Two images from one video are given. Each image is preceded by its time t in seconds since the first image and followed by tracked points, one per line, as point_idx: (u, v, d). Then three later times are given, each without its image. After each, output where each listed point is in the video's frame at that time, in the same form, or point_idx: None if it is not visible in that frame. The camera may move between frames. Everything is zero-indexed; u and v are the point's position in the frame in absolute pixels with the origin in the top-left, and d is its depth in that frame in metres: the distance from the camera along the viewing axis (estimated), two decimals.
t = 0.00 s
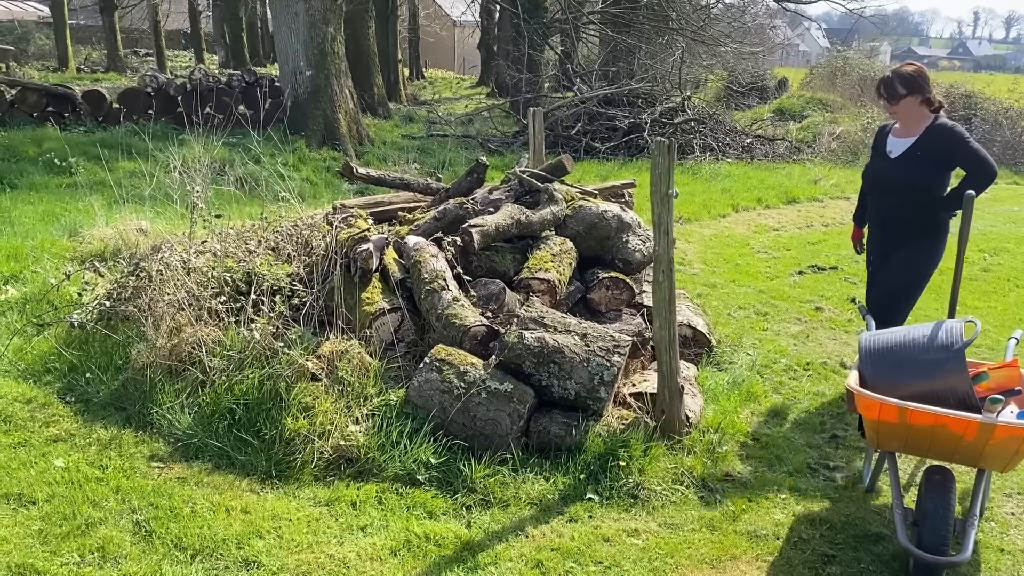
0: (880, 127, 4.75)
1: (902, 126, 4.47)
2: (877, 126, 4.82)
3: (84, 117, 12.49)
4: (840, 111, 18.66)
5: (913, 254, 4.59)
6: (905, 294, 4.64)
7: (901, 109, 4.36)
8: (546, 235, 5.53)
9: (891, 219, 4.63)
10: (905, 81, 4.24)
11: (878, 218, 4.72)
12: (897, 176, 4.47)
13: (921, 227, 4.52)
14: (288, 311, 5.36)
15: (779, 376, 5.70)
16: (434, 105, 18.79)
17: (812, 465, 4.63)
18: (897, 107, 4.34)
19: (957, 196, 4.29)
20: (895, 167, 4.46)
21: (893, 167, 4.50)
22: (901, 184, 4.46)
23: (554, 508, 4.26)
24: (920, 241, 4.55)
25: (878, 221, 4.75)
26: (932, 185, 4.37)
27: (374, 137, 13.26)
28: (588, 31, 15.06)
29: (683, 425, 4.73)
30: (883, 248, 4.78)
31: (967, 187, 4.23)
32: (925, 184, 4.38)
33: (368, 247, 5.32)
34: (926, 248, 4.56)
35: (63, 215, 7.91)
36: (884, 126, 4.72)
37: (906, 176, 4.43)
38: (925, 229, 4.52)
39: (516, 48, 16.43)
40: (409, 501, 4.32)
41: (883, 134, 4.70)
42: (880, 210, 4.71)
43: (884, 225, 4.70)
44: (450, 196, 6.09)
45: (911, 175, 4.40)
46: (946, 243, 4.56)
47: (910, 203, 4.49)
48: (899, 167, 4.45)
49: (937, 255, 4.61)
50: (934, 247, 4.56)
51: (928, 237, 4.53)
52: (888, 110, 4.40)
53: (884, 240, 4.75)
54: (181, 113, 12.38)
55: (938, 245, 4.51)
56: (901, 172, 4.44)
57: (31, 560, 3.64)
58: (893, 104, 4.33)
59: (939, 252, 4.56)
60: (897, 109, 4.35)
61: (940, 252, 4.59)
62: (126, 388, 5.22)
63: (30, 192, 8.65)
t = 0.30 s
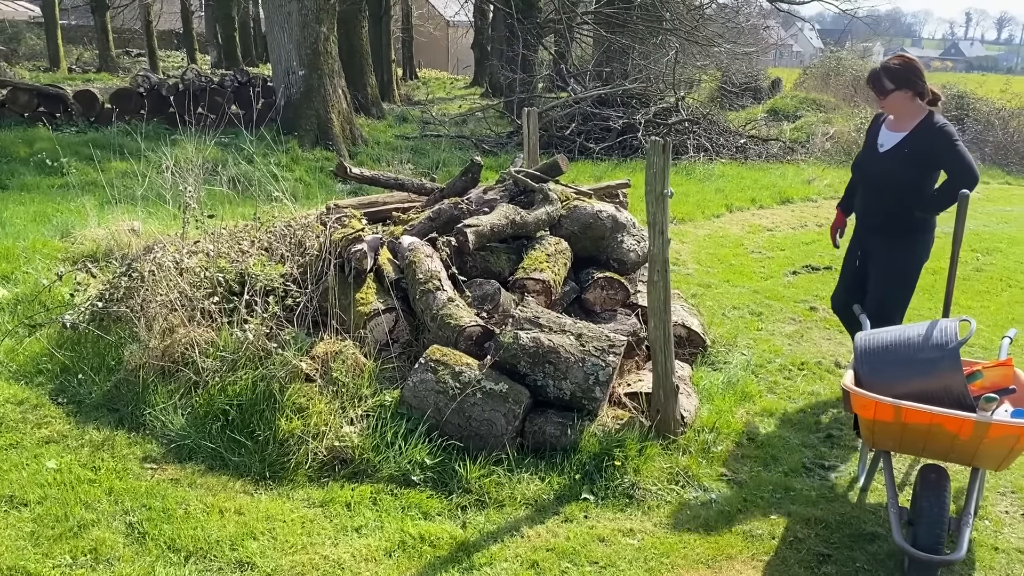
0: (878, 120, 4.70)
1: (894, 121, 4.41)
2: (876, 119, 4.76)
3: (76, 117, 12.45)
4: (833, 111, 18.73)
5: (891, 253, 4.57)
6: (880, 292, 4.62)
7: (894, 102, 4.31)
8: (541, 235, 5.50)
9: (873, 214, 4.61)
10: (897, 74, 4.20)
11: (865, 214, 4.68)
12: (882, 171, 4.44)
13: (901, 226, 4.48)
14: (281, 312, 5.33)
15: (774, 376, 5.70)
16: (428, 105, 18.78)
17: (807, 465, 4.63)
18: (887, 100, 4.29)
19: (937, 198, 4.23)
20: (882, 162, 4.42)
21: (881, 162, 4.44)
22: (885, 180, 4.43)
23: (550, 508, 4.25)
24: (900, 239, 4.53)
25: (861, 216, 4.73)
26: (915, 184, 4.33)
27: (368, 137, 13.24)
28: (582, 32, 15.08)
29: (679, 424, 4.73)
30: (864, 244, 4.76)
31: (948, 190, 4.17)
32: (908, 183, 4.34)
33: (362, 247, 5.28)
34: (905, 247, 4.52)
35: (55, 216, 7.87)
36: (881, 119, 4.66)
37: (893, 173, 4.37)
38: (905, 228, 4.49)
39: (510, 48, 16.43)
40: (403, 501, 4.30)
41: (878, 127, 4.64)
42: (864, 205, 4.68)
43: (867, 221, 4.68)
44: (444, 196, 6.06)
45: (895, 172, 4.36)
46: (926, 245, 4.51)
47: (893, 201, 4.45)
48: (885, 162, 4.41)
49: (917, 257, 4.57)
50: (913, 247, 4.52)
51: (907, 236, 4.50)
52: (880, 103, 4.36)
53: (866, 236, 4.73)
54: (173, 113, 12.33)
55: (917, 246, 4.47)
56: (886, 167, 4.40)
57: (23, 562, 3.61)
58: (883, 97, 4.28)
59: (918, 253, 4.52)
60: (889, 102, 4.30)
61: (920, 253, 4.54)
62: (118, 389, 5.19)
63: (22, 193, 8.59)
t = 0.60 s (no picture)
0: (844, 122, 4.73)
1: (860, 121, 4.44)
2: (842, 121, 4.80)
3: (58, 117, 12.34)
4: (817, 111, 18.86)
5: (859, 254, 4.58)
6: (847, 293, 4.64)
7: (860, 102, 4.34)
8: (525, 234, 5.47)
9: (839, 216, 4.62)
10: (864, 73, 4.23)
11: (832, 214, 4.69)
12: (849, 171, 4.46)
13: (868, 227, 4.50)
14: (263, 311, 5.30)
15: (756, 373, 5.72)
16: (414, 105, 18.77)
17: (789, 462, 4.64)
18: (853, 99, 4.33)
19: (903, 199, 4.25)
20: (849, 161, 4.44)
21: (847, 162, 4.47)
22: (852, 181, 4.45)
23: (532, 506, 4.25)
24: (867, 240, 4.54)
25: (828, 218, 4.74)
26: (881, 185, 4.35)
27: (353, 137, 13.22)
28: (567, 32, 15.11)
29: (661, 422, 4.73)
30: (830, 246, 4.78)
31: (913, 192, 4.20)
32: (875, 184, 4.36)
33: (344, 245, 5.29)
34: (872, 249, 4.54)
35: (36, 216, 7.81)
36: (847, 121, 4.70)
37: (859, 172, 4.39)
38: (871, 229, 4.50)
39: (496, 48, 16.44)
40: (386, 500, 4.29)
41: (845, 128, 4.67)
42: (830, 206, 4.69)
43: (834, 222, 4.69)
44: (428, 195, 6.03)
45: (861, 172, 4.39)
46: (891, 246, 4.53)
47: (860, 202, 4.47)
48: (851, 163, 4.43)
49: (884, 258, 4.59)
50: (880, 248, 4.54)
51: (873, 238, 4.52)
52: (847, 102, 4.39)
53: (832, 238, 4.74)
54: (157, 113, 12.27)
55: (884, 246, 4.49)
56: (852, 168, 4.43)
57: None
58: (849, 95, 4.32)
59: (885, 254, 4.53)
60: (855, 101, 4.33)
61: (887, 255, 4.56)
62: (99, 389, 5.15)
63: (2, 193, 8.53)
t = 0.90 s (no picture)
0: (786, 124, 4.75)
1: (802, 122, 4.46)
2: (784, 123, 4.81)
3: (31, 121, 12.19)
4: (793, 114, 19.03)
5: (812, 255, 4.58)
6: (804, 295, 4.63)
7: (800, 102, 4.36)
8: (504, 238, 5.45)
9: (789, 219, 4.62)
10: (803, 73, 4.25)
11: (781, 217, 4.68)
12: (796, 173, 4.46)
13: (819, 228, 4.50)
14: (239, 317, 5.25)
15: (733, 375, 5.74)
16: (393, 108, 18.72)
17: (767, 463, 4.65)
18: (794, 99, 4.34)
19: (852, 196, 4.27)
20: (795, 163, 4.45)
21: (793, 164, 4.47)
22: (799, 182, 4.45)
23: (512, 510, 4.23)
24: (818, 241, 4.54)
25: (778, 222, 4.73)
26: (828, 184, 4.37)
27: (331, 140, 13.15)
28: (545, 35, 14.85)
29: (640, 424, 4.74)
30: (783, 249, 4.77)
31: (861, 189, 4.22)
32: (823, 183, 4.38)
33: (322, 250, 5.27)
34: (824, 249, 4.54)
35: (7, 222, 7.69)
36: (789, 123, 4.71)
37: (805, 173, 4.40)
38: (822, 229, 4.51)
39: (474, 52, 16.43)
40: (365, 506, 4.26)
41: (788, 131, 4.68)
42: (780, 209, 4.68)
43: (784, 225, 4.68)
44: (406, 199, 5.98)
45: (809, 173, 4.39)
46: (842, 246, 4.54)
47: (809, 202, 4.47)
48: (798, 164, 4.43)
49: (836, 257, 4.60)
50: (832, 248, 4.54)
51: (824, 238, 4.52)
52: (788, 103, 4.40)
53: (783, 241, 4.73)
54: (132, 117, 12.14)
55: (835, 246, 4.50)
56: (798, 169, 4.43)
57: None
58: (791, 96, 4.33)
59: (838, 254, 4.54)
60: (795, 101, 4.35)
61: (839, 253, 4.57)
62: (74, 398, 5.07)
63: None
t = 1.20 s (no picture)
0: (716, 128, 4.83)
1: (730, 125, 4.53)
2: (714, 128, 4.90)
3: None
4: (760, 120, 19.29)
5: (747, 254, 4.62)
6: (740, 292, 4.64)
7: (727, 103, 4.44)
8: (475, 245, 5.45)
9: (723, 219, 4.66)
10: (730, 74, 4.34)
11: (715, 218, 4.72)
12: (727, 173, 4.51)
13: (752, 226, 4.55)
14: (209, 326, 5.19)
15: (703, 378, 5.77)
16: (362, 115, 18.65)
17: (737, 465, 4.69)
18: (722, 99, 4.42)
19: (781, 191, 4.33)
20: (725, 163, 4.50)
21: (724, 164, 4.53)
22: (731, 181, 4.50)
23: (485, 516, 4.22)
24: (751, 239, 4.59)
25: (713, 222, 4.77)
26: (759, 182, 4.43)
27: (301, 147, 13.07)
28: (514, 41, 15.23)
29: (612, 428, 4.75)
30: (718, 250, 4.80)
31: (790, 184, 4.28)
32: (754, 181, 4.44)
33: (292, 258, 5.24)
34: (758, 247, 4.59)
35: None
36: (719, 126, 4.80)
37: (736, 173, 4.46)
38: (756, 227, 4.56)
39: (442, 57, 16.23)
40: (337, 515, 4.22)
41: (718, 135, 4.75)
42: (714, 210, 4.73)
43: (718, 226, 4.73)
44: (377, 206, 5.95)
45: (738, 172, 4.45)
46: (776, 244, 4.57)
47: (742, 201, 4.52)
48: (728, 164, 4.49)
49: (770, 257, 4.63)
50: (766, 246, 4.59)
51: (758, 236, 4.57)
52: (716, 104, 4.48)
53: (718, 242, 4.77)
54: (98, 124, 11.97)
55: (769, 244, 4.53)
56: (729, 169, 4.49)
57: None
58: (719, 97, 4.40)
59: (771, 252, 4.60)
60: (723, 102, 4.43)
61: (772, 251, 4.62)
62: (39, 410, 4.98)
63: None
